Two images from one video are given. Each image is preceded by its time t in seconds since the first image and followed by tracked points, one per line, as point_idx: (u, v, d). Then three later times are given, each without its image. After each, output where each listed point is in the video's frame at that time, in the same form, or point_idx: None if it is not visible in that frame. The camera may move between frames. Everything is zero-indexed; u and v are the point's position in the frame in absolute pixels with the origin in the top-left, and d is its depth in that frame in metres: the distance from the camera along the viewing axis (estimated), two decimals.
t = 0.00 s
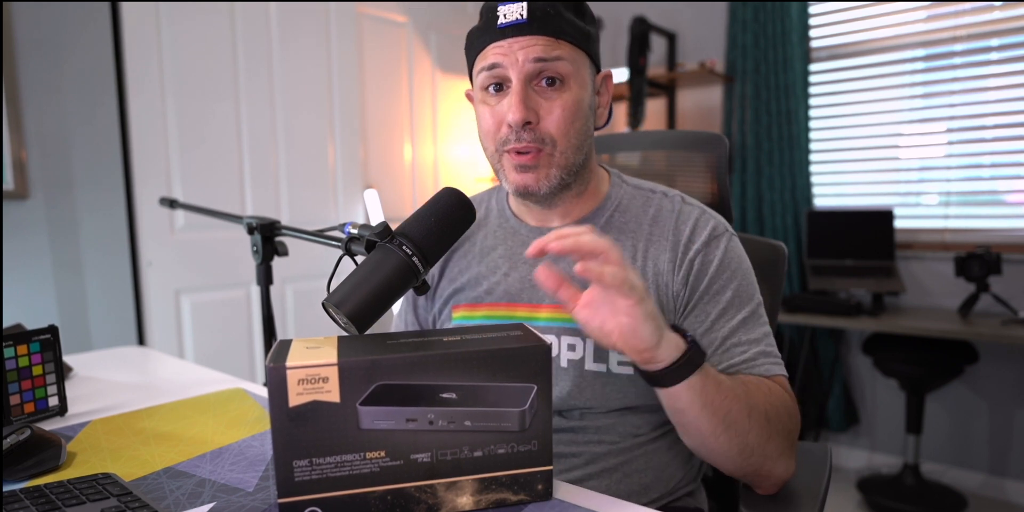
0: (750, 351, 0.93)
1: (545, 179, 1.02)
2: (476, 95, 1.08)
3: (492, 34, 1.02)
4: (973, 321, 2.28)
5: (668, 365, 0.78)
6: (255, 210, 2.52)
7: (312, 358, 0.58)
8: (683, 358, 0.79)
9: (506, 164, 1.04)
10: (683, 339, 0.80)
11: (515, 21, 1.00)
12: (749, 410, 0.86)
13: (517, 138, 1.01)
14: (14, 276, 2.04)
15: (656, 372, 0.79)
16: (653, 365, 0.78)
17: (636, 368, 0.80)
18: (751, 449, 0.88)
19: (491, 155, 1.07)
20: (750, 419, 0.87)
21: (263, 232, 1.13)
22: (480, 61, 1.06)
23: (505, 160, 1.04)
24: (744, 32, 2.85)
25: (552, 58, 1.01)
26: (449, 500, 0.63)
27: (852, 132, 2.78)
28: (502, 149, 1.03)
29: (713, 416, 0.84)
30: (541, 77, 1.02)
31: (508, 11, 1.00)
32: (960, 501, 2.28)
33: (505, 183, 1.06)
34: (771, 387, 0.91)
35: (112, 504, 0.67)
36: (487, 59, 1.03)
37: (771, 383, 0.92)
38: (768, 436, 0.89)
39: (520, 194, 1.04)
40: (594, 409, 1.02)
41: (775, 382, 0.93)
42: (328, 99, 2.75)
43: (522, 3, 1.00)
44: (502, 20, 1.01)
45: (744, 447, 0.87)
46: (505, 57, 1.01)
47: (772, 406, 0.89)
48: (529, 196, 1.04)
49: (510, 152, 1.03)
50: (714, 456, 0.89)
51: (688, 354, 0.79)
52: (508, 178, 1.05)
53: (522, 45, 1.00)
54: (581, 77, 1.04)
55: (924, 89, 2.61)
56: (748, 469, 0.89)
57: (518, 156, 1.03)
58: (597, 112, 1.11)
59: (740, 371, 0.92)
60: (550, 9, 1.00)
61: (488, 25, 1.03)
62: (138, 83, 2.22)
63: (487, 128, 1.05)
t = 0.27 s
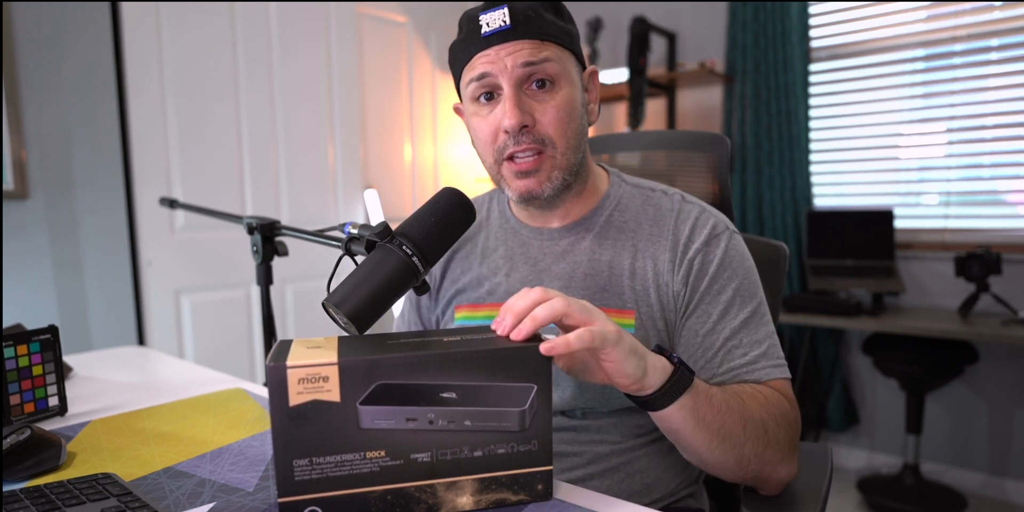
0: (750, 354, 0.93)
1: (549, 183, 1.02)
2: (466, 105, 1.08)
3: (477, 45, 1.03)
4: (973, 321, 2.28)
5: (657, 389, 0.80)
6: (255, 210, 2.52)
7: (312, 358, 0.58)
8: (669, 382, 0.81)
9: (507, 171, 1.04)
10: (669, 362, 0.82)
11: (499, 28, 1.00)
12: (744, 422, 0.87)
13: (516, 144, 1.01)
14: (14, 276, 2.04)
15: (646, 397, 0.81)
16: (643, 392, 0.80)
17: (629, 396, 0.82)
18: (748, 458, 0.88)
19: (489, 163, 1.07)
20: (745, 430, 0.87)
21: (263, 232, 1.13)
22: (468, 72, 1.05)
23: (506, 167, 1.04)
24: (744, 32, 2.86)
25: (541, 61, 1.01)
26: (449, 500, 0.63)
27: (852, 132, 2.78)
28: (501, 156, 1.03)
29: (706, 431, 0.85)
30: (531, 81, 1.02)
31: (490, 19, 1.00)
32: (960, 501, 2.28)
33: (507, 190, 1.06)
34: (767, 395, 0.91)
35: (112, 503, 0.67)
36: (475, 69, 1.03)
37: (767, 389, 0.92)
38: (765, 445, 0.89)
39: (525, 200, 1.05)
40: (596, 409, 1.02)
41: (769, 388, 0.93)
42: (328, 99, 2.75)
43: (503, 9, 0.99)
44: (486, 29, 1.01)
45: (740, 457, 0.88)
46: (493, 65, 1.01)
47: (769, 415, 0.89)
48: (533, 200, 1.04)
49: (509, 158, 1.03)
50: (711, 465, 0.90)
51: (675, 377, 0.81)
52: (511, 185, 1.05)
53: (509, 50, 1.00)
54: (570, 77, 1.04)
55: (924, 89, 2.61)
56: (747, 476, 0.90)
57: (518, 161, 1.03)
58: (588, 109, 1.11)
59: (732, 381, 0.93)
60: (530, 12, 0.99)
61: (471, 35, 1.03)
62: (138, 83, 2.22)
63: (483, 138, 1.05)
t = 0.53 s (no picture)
0: (751, 353, 0.93)
1: (548, 184, 1.02)
2: (467, 105, 1.08)
3: (478, 44, 1.02)
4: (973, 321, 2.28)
5: (663, 383, 0.81)
6: (256, 210, 2.52)
7: (312, 358, 0.58)
8: (675, 376, 0.81)
9: (507, 171, 1.04)
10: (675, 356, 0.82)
11: (500, 28, 1.00)
12: (747, 419, 0.87)
13: (516, 144, 1.01)
14: (14, 276, 2.04)
15: (651, 390, 0.81)
16: (647, 385, 0.81)
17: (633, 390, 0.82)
18: (751, 456, 0.88)
19: (489, 163, 1.07)
20: (748, 427, 0.87)
21: (263, 232, 1.13)
22: (468, 72, 1.05)
23: (506, 167, 1.04)
24: (744, 31, 2.86)
25: (541, 61, 1.00)
26: (449, 500, 0.63)
27: (852, 132, 2.78)
28: (501, 157, 1.03)
29: (711, 428, 0.85)
30: (532, 81, 1.02)
31: (491, 19, 1.00)
32: (960, 501, 2.28)
33: (507, 190, 1.06)
34: (771, 393, 0.91)
35: (112, 504, 0.67)
36: (476, 69, 1.03)
37: (771, 387, 0.92)
38: (767, 443, 0.89)
39: (524, 200, 1.04)
40: (596, 409, 1.02)
41: (774, 386, 0.93)
42: (328, 99, 2.75)
43: (505, 9, 0.99)
44: (487, 29, 1.01)
45: (743, 454, 0.88)
46: (494, 64, 1.01)
47: (772, 412, 0.89)
48: (533, 202, 1.04)
49: (509, 159, 1.03)
50: (713, 464, 0.90)
51: (681, 371, 0.81)
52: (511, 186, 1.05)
53: (510, 50, 1.00)
54: (571, 77, 1.04)
55: (924, 89, 2.61)
56: (749, 475, 0.90)
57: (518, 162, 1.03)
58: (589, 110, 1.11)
59: (736, 377, 0.92)
60: (532, 12, 1.00)
61: (472, 35, 1.03)
62: (138, 83, 2.22)
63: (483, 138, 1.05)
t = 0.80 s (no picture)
0: (751, 353, 0.93)
1: (550, 183, 1.02)
2: (467, 105, 1.08)
3: (479, 44, 1.02)
4: (973, 321, 2.28)
5: (663, 376, 0.80)
6: (255, 210, 2.52)
7: (312, 358, 0.58)
8: (675, 369, 0.80)
9: (509, 171, 1.04)
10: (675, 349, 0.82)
11: (501, 28, 1.00)
12: (747, 416, 0.87)
13: (518, 144, 1.01)
14: (14, 276, 2.04)
15: (652, 384, 0.81)
16: (648, 378, 0.80)
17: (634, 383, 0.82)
18: (751, 452, 0.88)
19: (490, 162, 1.07)
20: (748, 424, 0.87)
21: (263, 232, 1.13)
22: (468, 72, 1.05)
23: (508, 166, 1.04)
24: (744, 31, 2.86)
25: (542, 60, 1.01)
26: (449, 500, 0.63)
27: (852, 132, 2.78)
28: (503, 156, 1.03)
29: (710, 422, 0.85)
30: (533, 81, 1.02)
31: (492, 18, 1.00)
32: (960, 501, 2.28)
33: (508, 190, 1.06)
34: (773, 391, 0.91)
35: (112, 504, 0.67)
36: (476, 69, 1.03)
37: (772, 386, 0.92)
38: (767, 440, 0.89)
39: (526, 200, 1.04)
40: (595, 408, 1.02)
41: (776, 384, 0.93)
42: (328, 98, 2.75)
43: (506, 9, 0.99)
44: (488, 28, 1.00)
45: (743, 450, 0.88)
46: (495, 64, 1.01)
47: (773, 410, 0.89)
48: (534, 201, 1.04)
49: (511, 158, 1.03)
50: (713, 459, 0.90)
51: (681, 364, 0.81)
52: (512, 185, 1.05)
53: (511, 50, 1.00)
54: (572, 77, 1.04)
55: (924, 89, 2.61)
56: (749, 471, 0.90)
57: (520, 161, 1.03)
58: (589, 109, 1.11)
59: (739, 374, 0.92)
60: (532, 12, 1.00)
61: (472, 35, 1.03)
62: (138, 82, 2.22)
63: (484, 137, 1.05)
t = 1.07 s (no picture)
0: (751, 354, 0.93)
1: (554, 184, 1.02)
2: (467, 107, 1.08)
3: (480, 44, 1.02)
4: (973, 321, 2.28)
5: (660, 382, 0.81)
6: (255, 210, 2.52)
7: (312, 358, 0.58)
8: (672, 375, 0.81)
9: (512, 172, 1.04)
10: (672, 355, 0.83)
11: (502, 28, 0.99)
12: (746, 419, 0.87)
13: (522, 144, 1.01)
14: (14, 276, 2.04)
15: (648, 391, 0.82)
16: (645, 385, 0.81)
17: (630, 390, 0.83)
18: (750, 455, 0.88)
19: (493, 164, 1.07)
20: (747, 427, 0.87)
21: (263, 232, 1.13)
22: (469, 73, 1.05)
23: (511, 167, 1.04)
24: (744, 31, 2.86)
25: (545, 61, 1.01)
26: (449, 500, 0.63)
27: (852, 132, 2.78)
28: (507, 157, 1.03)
29: (709, 427, 0.85)
30: (535, 81, 1.02)
31: (493, 19, 1.00)
32: (960, 501, 2.28)
33: (511, 191, 1.06)
34: (770, 393, 0.91)
35: (112, 503, 0.67)
36: (478, 70, 1.03)
37: (770, 388, 0.92)
38: (766, 442, 0.89)
39: (530, 201, 1.04)
40: (596, 409, 1.02)
41: (773, 387, 0.93)
42: (328, 98, 2.75)
43: (507, 9, 0.99)
44: (489, 29, 1.00)
45: (742, 453, 0.88)
46: (498, 65, 1.01)
47: (771, 413, 0.89)
48: (537, 201, 1.04)
49: (514, 158, 1.03)
50: (712, 462, 0.90)
51: (677, 370, 0.82)
52: (515, 185, 1.05)
53: (513, 51, 1.00)
54: (573, 77, 1.05)
55: (924, 89, 2.61)
56: (749, 474, 0.90)
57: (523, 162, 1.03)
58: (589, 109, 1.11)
59: (738, 378, 0.93)
60: (534, 12, 1.00)
61: (473, 36, 1.03)
62: (138, 82, 2.22)
63: (487, 139, 1.05)
